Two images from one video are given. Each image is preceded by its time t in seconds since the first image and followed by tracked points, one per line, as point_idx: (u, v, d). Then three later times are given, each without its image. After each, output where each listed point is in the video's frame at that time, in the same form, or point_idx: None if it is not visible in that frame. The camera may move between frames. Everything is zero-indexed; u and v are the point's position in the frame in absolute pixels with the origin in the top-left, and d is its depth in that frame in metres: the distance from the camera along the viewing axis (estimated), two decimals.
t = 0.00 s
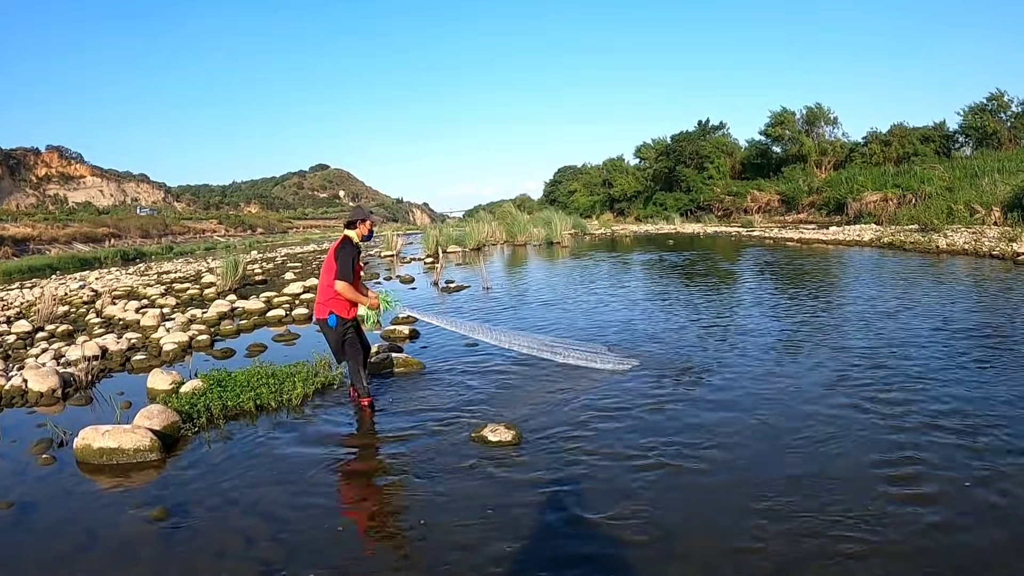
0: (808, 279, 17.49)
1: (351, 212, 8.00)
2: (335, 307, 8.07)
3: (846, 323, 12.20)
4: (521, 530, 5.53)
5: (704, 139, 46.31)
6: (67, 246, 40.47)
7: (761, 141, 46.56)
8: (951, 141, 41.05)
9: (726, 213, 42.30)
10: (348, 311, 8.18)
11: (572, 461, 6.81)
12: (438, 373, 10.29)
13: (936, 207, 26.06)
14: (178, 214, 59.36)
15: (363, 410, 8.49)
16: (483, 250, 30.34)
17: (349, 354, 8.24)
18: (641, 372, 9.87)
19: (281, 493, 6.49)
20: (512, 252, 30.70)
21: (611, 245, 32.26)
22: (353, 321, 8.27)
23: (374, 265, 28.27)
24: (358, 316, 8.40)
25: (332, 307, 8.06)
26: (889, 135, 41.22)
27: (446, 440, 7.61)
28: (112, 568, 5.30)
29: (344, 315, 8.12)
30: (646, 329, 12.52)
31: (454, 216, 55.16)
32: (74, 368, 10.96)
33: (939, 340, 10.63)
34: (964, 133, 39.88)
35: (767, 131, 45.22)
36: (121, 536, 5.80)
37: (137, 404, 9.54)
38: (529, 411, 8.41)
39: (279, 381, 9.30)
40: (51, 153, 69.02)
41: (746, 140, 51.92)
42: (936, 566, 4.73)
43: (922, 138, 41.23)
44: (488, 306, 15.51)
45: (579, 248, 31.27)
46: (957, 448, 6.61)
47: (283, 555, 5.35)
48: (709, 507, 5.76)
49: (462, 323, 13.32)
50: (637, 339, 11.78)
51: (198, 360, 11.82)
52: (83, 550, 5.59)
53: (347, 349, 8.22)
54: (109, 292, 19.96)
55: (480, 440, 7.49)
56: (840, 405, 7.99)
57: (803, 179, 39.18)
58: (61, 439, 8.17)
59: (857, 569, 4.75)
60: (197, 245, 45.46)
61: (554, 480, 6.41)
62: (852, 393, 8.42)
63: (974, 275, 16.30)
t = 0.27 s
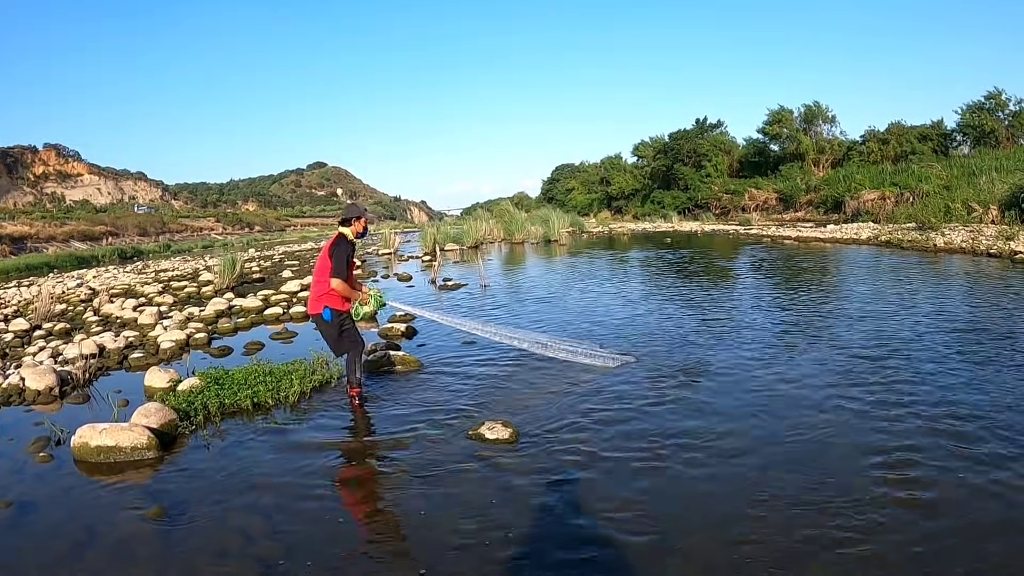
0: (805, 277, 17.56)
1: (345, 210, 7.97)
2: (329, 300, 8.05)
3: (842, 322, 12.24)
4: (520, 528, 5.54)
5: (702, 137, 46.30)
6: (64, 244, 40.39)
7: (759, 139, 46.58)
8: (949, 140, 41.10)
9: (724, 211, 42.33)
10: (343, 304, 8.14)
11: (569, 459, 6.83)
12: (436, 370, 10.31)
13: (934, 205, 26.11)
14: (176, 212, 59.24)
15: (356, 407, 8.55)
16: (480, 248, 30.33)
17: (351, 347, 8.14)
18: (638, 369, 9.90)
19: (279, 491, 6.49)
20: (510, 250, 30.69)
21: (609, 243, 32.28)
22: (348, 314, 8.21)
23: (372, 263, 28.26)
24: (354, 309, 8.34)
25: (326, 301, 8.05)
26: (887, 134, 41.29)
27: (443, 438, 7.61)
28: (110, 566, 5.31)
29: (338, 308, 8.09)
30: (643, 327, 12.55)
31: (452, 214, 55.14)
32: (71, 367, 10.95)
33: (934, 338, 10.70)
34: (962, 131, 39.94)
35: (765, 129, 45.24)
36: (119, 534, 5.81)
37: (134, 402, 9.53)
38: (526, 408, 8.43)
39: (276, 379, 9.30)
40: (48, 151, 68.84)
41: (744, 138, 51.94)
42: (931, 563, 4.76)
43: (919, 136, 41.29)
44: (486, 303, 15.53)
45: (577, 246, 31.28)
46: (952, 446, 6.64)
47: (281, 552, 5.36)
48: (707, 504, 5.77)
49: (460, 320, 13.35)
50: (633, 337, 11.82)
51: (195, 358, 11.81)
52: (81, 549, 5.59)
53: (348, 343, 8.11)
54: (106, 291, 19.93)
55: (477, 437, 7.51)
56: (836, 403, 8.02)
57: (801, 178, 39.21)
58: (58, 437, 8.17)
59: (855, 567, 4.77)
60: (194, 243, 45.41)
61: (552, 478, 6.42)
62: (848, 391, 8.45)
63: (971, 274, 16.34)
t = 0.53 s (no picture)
0: (803, 277, 17.60)
1: (342, 207, 7.99)
2: (328, 299, 8.04)
3: (839, 322, 12.26)
4: (516, 527, 5.54)
5: (700, 136, 46.32)
6: (61, 242, 40.32)
7: (757, 139, 46.61)
8: (947, 140, 41.14)
9: (721, 210, 42.35)
10: (340, 302, 8.17)
11: (566, 458, 6.83)
12: (433, 369, 10.31)
13: (931, 205, 26.16)
14: (173, 211, 59.16)
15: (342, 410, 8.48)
16: (478, 247, 30.32)
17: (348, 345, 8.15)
18: (636, 368, 9.91)
19: (276, 490, 6.48)
20: (507, 249, 30.68)
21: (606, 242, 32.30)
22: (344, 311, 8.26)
23: (369, 262, 28.24)
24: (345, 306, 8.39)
25: (327, 299, 8.01)
26: (885, 134, 41.37)
27: (441, 437, 7.61)
28: (107, 564, 5.30)
29: (337, 305, 8.11)
30: (639, 326, 12.56)
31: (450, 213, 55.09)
32: (68, 365, 10.93)
33: (930, 338, 10.73)
34: (959, 132, 40.00)
35: (763, 129, 45.27)
36: (115, 532, 5.80)
37: (131, 400, 9.52)
38: (523, 407, 8.43)
39: (274, 377, 9.30)
40: (46, 149, 68.73)
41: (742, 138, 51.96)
42: (926, 563, 4.77)
43: (917, 136, 41.37)
44: (483, 302, 15.54)
45: (574, 245, 31.27)
46: (948, 446, 6.65)
47: (278, 551, 5.36)
48: (704, 504, 5.77)
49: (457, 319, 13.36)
50: (631, 336, 11.84)
51: (192, 356, 11.80)
52: (76, 548, 5.58)
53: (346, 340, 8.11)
54: (103, 288, 19.89)
55: (474, 436, 7.51)
56: (833, 403, 8.03)
57: (799, 177, 39.24)
58: (55, 436, 8.16)
59: (851, 567, 4.77)
60: (192, 242, 45.39)
61: (549, 477, 6.42)
62: (845, 390, 8.46)
63: (968, 274, 16.37)
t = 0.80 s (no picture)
0: (802, 277, 17.61)
1: (338, 208, 8.05)
2: (326, 302, 7.99)
3: (837, 321, 12.27)
4: (515, 527, 5.54)
5: (699, 136, 46.33)
6: (60, 243, 40.29)
7: (755, 139, 46.64)
8: (945, 140, 41.15)
9: (720, 211, 42.38)
10: (335, 307, 8.14)
11: (565, 458, 6.83)
12: (431, 369, 10.31)
13: (929, 205, 26.18)
14: (171, 211, 59.09)
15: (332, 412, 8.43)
16: (477, 246, 30.32)
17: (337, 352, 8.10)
18: (634, 368, 9.92)
19: (274, 490, 6.48)
20: (506, 249, 30.68)
21: (605, 242, 32.32)
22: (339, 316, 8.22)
23: (368, 262, 28.22)
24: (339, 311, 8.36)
25: (324, 303, 7.97)
26: (883, 134, 41.42)
27: (439, 437, 7.61)
28: (105, 565, 5.30)
29: (333, 310, 8.07)
30: (638, 326, 12.58)
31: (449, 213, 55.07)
32: (66, 365, 10.93)
33: (928, 338, 10.74)
34: (958, 132, 40.04)
35: (762, 129, 45.30)
36: (113, 533, 5.80)
37: (130, 400, 9.52)
38: (522, 407, 8.44)
39: (272, 377, 9.30)
40: (44, 149, 68.66)
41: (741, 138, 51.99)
42: (924, 562, 4.78)
43: (915, 136, 41.44)
44: (482, 302, 15.54)
45: (573, 245, 31.30)
46: (946, 446, 6.66)
47: (276, 552, 5.36)
48: (702, 504, 5.77)
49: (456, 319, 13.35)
50: (629, 336, 11.85)
51: (190, 356, 11.79)
52: (74, 549, 5.57)
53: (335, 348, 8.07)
54: (102, 289, 19.87)
55: (472, 437, 7.51)
56: (832, 403, 8.03)
57: (797, 177, 39.28)
58: (53, 436, 8.16)
59: (849, 567, 4.77)
60: (190, 242, 45.36)
61: (548, 477, 6.42)
62: (843, 390, 8.47)
63: (966, 274, 16.40)
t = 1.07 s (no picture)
0: (801, 274, 17.60)
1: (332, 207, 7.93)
2: (316, 306, 7.91)
3: (837, 319, 12.26)
4: (515, 526, 5.53)
5: (697, 134, 46.28)
6: (58, 242, 40.25)
7: (754, 136, 46.60)
8: (944, 137, 41.14)
9: (718, 208, 42.37)
10: (328, 310, 8.04)
11: (563, 455, 6.85)
12: (430, 367, 10.31)
13: (929, 201, 26.17)
14: (169, 209, 58.99)
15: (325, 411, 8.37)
16: (476, 244, 30.30)
17: (325, 355, 8.05)
18: (633, 365, 9.92)
19: (273, 489, 6.47)
20: (505, 247, 30.65)
21: (604, 239, 32.30)
22: (333, 321, 8.12)
23: (367, 260, 28.21)
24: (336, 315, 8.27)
25: (314, 306, 7.89)
26: (882, 131, 41.39)
27: (439, 435, 7.61)
28: (104, 564, 5.31)
29: (324, 314, 7.97)
30: (637, 323, 12.58)
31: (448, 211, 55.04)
32: (65, 364, 10.93)
33: (927, 335, 10.73)
34: (957, 129, 40.03)
35: (760, 126, 45.27)
36: (112, 532, 5.81)
37: (128, 399, 9.52)
38: (521, 405, 8.45)
39: (271, 376, 9.29)
40: (42, 148, 68.52)
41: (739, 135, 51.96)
42: (923, 560, 4.79)
43: (914, 133, 41.42)
44: (480, 300, 15.54)
45: (571, 243, 31.29)
46: (946, 444, 6.67)
47: (275, 550, 5.37)
48: (702, 502, 5.77)
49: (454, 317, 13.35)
50: (627, 333, 11.85)
51: (189, 355, 11.79)
52: (73, 549, 5.57)
53: (323, 352, 8.02)
54: (101, 288, 19.86)
55: (471, 434, 7.51)
56: (830, 400, 8.04)
57: (796, 174, 39.27)
58: (52, 435, 8.16)
59: (848, 565, 4.77)
60: (188, 240, 45.31)
61: (548, 475, 6.42)
62: (842, 387, 8.48)
63: (965, 271, 16.39)
